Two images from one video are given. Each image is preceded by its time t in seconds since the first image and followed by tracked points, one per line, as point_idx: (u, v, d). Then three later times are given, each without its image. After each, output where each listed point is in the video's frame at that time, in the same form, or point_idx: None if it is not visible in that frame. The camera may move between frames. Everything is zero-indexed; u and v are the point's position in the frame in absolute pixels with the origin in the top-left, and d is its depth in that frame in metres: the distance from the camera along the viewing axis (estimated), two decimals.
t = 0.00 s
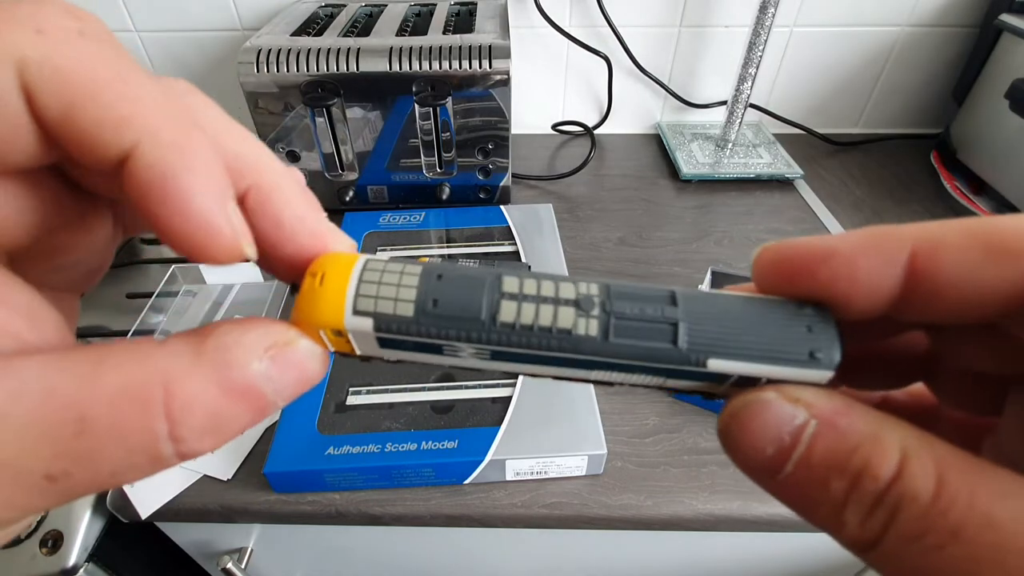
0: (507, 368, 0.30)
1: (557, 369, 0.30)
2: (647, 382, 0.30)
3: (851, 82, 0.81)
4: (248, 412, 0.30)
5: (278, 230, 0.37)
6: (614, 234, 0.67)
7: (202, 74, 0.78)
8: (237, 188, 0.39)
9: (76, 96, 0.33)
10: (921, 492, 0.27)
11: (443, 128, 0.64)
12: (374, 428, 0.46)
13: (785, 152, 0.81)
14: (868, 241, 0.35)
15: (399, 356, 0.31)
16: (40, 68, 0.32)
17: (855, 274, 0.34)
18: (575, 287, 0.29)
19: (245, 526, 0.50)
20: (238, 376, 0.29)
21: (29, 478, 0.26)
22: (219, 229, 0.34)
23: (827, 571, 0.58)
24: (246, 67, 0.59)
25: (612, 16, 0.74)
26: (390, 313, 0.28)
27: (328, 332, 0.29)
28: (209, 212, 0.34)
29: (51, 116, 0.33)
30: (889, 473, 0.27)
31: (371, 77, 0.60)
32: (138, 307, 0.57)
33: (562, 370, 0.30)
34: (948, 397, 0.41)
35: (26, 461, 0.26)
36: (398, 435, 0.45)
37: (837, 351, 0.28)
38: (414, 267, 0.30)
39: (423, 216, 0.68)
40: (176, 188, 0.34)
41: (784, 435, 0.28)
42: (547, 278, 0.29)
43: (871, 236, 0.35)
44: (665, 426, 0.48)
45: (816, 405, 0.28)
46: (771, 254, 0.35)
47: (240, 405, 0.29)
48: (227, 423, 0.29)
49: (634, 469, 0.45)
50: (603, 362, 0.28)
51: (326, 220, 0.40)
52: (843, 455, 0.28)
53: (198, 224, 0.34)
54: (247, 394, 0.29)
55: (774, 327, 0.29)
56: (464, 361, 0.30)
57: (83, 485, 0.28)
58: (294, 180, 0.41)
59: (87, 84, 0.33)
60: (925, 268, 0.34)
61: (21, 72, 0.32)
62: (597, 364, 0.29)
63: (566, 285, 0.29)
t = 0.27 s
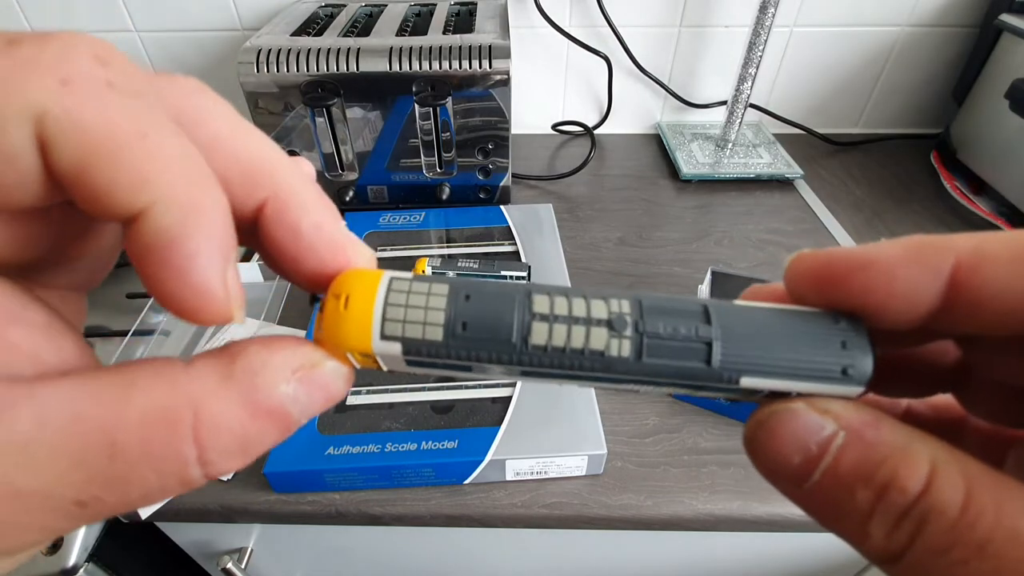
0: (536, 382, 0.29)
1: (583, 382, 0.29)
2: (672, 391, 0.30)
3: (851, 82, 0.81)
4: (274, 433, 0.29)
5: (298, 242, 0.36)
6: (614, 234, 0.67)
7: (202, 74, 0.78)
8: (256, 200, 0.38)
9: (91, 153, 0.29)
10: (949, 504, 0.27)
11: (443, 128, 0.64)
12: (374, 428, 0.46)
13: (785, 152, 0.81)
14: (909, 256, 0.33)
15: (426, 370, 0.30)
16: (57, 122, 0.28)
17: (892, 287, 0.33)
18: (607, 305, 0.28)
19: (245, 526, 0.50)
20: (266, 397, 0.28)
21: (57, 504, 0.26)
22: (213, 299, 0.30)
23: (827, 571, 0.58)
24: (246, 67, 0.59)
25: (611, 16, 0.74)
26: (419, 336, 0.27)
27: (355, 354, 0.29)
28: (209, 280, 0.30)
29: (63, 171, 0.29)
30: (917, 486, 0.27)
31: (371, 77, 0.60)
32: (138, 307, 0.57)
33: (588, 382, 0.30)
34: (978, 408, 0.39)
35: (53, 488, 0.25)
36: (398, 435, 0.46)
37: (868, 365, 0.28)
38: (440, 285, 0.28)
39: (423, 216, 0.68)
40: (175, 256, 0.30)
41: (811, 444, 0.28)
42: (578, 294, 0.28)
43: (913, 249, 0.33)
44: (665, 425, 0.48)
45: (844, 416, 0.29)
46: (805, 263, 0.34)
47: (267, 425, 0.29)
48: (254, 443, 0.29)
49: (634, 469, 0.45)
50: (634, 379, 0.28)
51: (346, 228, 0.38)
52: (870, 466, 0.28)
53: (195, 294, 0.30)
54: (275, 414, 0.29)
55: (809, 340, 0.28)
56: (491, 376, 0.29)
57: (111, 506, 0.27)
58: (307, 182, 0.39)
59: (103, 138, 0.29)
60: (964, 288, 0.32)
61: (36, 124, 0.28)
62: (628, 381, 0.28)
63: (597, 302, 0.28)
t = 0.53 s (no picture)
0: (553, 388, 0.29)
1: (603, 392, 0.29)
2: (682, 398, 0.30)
3: (851, 82, 0.81)
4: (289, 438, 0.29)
5: (311, 239, 0.36)
6: (614, 235, 0.67)
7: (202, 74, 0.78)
8: (271, 198, 0.37)
9: (113, 178, 0.27)
10: (935, 511, 0.27)
11: (443, 128, 0.64)
12: (374, 428, 0.46)
13: (785, 152, 0.81)
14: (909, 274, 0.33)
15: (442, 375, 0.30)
16: (81, 147, 0.27)
17: (890, 306, 0.33)
18: (623, 316, 0.28)
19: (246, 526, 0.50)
20: (279, 402, 0.28)
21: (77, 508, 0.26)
22: (224, 325, 0.29)
23: (826, 571, 0.58)
24: (246, 67, 0.59)
25: (612, 16, 0.74)
26: (437, 343, 0.27)
27: (371, 357, 0.28)
28: (219, 304, 0.29)
29: (83, 192, 0.28)
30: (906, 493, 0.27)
31: (371, 77, 0.60)
32: (139, 307, 0.57)
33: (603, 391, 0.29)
34: (976, 425, 0.39)
35: (72, 493, 0.25)
36: (398, 435, 0.46)
37: (864, 379, 0.29)
38: (460, 291, 0.28)
39: (423, 216, 0.68)
40: (187, 280, 0.29)
41: (805, 453, 0.29)
42: (595, 305, 0.28)
43: (911, 269, 0.33)
44: (665, 426, 0.48)
45: (840, 427, 0.29)
46: (807, 281, 0.34)
47: (282, 430, 0.29)
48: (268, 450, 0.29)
49: (634, 469, 0.45)
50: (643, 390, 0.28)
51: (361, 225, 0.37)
52: (862, 474, 0.28)
53: (204, 317, 0.29)
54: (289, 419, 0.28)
55: (811, 351, 0.29)
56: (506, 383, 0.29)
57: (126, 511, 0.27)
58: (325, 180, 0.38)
59: (126, 165, 0.27)
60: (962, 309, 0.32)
61: (60, 144, 0.27)
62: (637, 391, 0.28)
63: (613, 312, 0.28)
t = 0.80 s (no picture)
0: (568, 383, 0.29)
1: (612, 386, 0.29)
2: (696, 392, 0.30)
3: (851, 82, 0.81)
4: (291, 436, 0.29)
5: (313, 228, 0.36)
6: (614, 235, 0.67)
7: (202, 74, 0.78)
8: (269, 184, 0.36)
9: (104, 166, 0.27)
10: (964, 508, 0.27)
11: (443, 128, 0.63)
12: (374, 428, 0.46)
13: (785, 152, 0.81)
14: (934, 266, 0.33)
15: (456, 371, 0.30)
16: (57, 133, 0.27)
17: (915, 299, 0.32)
18: (643, 311, 0.28)
19: (245, 526, 0.50)
20: (285, 400, 0.28)
21: (71, 514, 0.26)
22: (223, 321, 0.29)
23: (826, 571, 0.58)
24: (246, 67, 0.59)
25: (612, 16, 0.74)
26: (451, 339, 0.27)
27: (379, 355, 0.28)
28: (216, 299, 0.29)
29: (63, 181, 0.28)
30: (932, 489, 0.27)
31: (371, 77, 0.60)
32: (139, 307, 0.57)
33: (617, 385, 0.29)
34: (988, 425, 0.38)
35: (66, 499, 0.25)
36: (398, 435, 0.46)
37: (888, 373, 0.29)
38: (472, 286, 0.28)
39: (423, 216, 0.68)
40: (181, 274, 0.28)
41: (828, 448, 0.29)
42: (614, 299, 0.28)
43: (935, 261, 0.33)
44: (665, 426, 0.48)
45: (862, 423, 0.29)
46: (828, 274, 0.34)
47: (286, 429, 0.29)
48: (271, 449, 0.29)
49: (634, 469, 0.45)
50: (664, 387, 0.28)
51: (363, 214, 0.37)
52: (887, 469, 0.28)
53: (200, 313, 0.29)
54: (294, 417, 0.29)
55: (834, 347, 0.28)
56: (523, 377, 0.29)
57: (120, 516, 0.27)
58: (325, 166, 0.38)
59: (109, 152, 0.27)
60: (990, 300, 0.32)
61: (50, 129, 0.27)
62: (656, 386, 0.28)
63: (632, 308, 0.28)
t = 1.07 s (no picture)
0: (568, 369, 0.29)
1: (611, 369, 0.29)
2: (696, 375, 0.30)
3: (851, 82, 0.81)
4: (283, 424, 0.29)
5: (303, 213, 0.35)
6: (613, 235, 0.67)
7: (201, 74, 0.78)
8: (257, 171, 0.37)
9: (87, 153, 0.27)
10: (975, 490, 0.27)
11: (443, 128, 0.63)
12: (374, 428, 0.46)
13: (785, 152, 0.81)
14: (942, 242, 0.33)
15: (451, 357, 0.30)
16: (40, 121, 0.27)
17: (925, 274, 0.32)
18: (639, 292, 0.28)
19: (245, 526, 0.50)
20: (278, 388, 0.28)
21: (65, 507, 0.26)
22: (215, 307, 0.29)
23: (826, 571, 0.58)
24: (246, 67, 0.59)
25: (612, 16, 0.74)
26: (440, 323, 0.27)
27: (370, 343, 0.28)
28: (205, 288, 0.29)
29: (44, 166, 0.28)
30: (942, 470, 0.27)
31: (371, 77, 0.60)
32: (139, 307, 0.57)
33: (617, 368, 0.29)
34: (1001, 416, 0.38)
35: (57, 491, 0.25)
36: (399, 435, 0.45)
37: (897, 353, 0.28)
38: (461, 269, 0.28)
39: (423, 215, 0.67)
40: (169, 261, 0.29)
41: (835, 430, 0.29)
42: (609, 280, 0.28)
43: (951, 235, 0.33)
44: (665, 426, 0.48)
45: (870, 404, 0.29)
46: (835, 251, 0.33)
47: (280, 416, 0.29)
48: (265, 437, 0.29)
49: (634, 470, 0.45)
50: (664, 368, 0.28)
51: (354, 198, 0.37)
52: (896, 451, 0.28)
53: (189, 302, 0.29)
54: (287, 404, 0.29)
55: (840, 325, 0.28)
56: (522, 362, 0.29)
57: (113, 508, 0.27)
58: (312, 150, 0.38)
59: (92, 139, 0.27)
60: (1002, 273, 0.32)
61: (32, 118, 0.27)
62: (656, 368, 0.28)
63: (628, 289, 0.28)
